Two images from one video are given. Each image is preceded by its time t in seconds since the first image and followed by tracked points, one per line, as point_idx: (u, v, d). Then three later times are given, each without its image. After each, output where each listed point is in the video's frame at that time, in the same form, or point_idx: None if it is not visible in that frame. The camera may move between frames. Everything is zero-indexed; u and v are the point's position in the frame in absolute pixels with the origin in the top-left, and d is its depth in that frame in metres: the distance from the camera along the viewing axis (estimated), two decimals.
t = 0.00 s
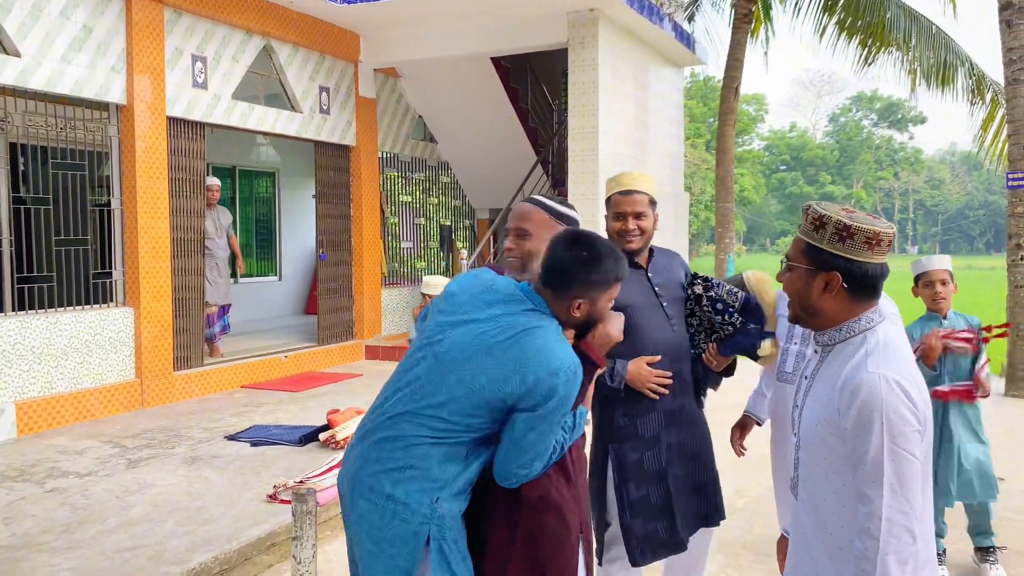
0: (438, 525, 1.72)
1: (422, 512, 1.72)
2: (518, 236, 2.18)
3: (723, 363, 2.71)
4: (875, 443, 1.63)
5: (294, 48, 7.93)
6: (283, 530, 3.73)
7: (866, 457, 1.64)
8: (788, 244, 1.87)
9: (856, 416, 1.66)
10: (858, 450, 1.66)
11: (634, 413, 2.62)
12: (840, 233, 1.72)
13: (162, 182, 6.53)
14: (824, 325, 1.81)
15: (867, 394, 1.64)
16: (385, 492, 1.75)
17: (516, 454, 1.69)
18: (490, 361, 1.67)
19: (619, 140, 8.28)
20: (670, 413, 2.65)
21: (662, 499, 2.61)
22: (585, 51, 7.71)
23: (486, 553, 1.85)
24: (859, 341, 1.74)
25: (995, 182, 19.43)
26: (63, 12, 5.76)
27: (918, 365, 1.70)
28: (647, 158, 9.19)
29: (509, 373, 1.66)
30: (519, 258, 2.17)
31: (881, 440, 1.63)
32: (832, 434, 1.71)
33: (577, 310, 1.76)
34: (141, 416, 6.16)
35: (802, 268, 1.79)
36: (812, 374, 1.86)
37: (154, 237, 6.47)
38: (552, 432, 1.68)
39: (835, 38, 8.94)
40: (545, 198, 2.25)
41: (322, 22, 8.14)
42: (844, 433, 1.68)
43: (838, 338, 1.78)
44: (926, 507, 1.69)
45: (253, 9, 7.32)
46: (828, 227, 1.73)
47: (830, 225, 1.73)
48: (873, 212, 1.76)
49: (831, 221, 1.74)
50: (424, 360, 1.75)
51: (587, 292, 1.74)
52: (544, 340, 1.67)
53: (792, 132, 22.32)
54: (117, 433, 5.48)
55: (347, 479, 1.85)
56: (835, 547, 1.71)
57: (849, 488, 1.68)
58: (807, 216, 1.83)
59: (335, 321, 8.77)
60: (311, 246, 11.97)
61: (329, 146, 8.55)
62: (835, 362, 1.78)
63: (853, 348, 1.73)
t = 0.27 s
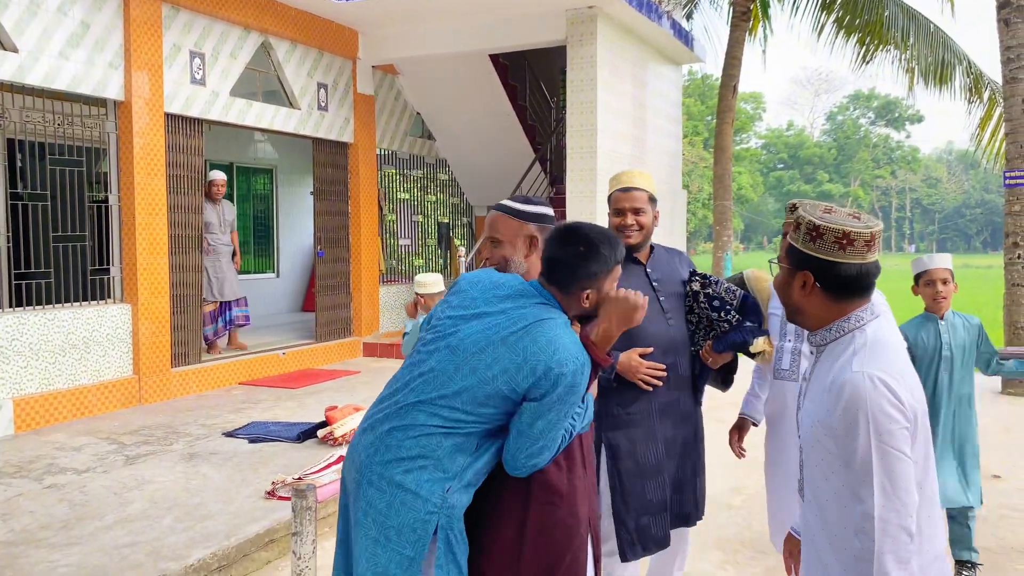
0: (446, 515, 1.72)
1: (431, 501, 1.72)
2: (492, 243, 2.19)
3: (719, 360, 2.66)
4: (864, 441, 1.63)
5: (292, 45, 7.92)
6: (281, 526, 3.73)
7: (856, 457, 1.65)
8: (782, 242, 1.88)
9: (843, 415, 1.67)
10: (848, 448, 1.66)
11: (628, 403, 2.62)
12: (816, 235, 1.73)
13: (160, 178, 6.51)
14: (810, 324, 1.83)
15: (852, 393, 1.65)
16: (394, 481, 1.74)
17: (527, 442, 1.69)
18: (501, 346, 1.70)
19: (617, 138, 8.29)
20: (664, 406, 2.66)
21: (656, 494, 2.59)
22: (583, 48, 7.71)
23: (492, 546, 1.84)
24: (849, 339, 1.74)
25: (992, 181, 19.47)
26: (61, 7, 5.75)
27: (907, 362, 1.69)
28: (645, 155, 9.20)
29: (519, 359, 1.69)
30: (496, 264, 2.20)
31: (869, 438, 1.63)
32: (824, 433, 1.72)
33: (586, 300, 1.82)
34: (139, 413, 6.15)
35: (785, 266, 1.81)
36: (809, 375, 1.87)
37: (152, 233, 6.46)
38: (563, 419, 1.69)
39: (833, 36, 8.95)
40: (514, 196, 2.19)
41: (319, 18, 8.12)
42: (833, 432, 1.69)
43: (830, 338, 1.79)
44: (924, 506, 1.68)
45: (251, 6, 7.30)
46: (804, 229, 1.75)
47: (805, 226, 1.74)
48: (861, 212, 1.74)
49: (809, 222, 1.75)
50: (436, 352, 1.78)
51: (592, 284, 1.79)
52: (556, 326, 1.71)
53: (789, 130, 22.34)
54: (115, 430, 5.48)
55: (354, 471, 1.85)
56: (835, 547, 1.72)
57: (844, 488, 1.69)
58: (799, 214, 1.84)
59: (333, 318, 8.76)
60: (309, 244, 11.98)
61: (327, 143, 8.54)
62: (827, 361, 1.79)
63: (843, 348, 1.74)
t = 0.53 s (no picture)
0: (432, 504, 1.75)
1: (418, 490, 1.75)
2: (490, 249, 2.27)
3: (707, 361, 2.67)
4: (846, 434, 1.63)
5: (290, 43, 7.91)
6: (278, 525, 3.73)
7: (838, 449, 1.64)
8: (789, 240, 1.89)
9: (827, 409, 1.66)
10: (830, 441, 1.66)
11: (620, 393, 2.67)
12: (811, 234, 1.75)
13: (157, 176, 6.50)
14: (808, 323, 1.83)
15: (835, 386, 1.65)
16: (383, 472, 1.77)
17: (503, 422, 1.70)
18: (467, 330, 1.75)
19: (615, 136, 8.30)
20: (655, 399, 2.68)
21: (647, 483, 2.62)
22: (581, 47, 7.71)
23: (491, 535, 1.87)
24: (844, 336, 1.74)
25: (989, 181, 19.51)
26: (58, 5, 5.73)
27: (899, 359, 1.67)
28: (642, 154, 9.21)
29: (486, 339, 1.73)
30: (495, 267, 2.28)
31: (849, 431, 1.62)
32: (810, 428, 1.71)
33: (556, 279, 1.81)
34: (136, 411, 6.15)
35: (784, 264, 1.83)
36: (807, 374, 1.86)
37: (149, 231, 6.46)
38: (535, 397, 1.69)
39: (831, 36, 8.96)
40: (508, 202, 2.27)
41: (317, 17, 8.12)
42: (818, 426, 1.68)
43: (827, 335, 1.78)
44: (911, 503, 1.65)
45: (248, 4, 7.30)
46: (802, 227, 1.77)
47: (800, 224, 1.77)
48: (865, 216, 1.74)
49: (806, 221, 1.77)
50: (413, 344, 1.83)
51: (554, 257, 1.80)
52: (517, 305, 1.75)
53: (787, 129, 22.36)
54: (112, 428, 5.48)
55: (349, 468, 1.89)
56: (819, 542, 1.70)
57: (826, 480, 1.68)
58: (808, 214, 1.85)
59: (331, 317, 8.76)
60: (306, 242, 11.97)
61: (324, 141, 8.54)
62: (822, 359, 1.78)
63: (838, 345, 1.73)
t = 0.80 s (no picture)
0: (418, 493, 1.85)
1: (407, 480, 1.85)
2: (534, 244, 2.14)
3: (694, 354, 2.69)
4: (846, 421, 1.65)
5: (287, 43, 7.91)
6: (277, 525, 3.74)
7: (839, 437, 1.67)
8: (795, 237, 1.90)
9: (830, 397, 1.69)
10: (832, 428, 1.69)
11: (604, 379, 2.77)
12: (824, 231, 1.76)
13: (156, 176, 6.50)
14: (818, 318, 1.84)
15: (838, 374, 1.68)
16: (377, 465, 1.89)
17: (453, 386, 1.79)
18: (420, 318, 1.88)
19: (613, 137, 8.30)
20: (638, 389, 2.76)
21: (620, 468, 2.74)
22: (579, 48, 7.72)
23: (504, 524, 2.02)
24: (851, 329, 1.76)
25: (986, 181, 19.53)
26: (56, 5, 5.73)
27: (904, 351, 1.70)
28: (640, 154, 9.22)
29: (431, 314, 1.86)
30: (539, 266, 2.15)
31: (851, 419, 1.65)
32: (814, 417, 1.74)
33: (486, 234, 1.96)
34: (134, 411, 6.15)
35: (796, 263, 1.83)
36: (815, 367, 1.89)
37: (148, 232, 6.46)
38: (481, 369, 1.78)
39: (828, 36, 8.97)
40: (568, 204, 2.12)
41: (315, 17, 8.12)
42: (822, 415, 1.71)
43: (835, 330, 1.80)
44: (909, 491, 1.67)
45: (246, 4, 7.29)
46: (812, 224, 1.78)
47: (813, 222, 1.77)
48: (872, 211, 1.76)
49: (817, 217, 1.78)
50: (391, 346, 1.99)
51: (477, 216, 1.95)
52: (456, 283, 1.88)
53: (784, 129, 22.37)
54: (110, 429, 5.47)
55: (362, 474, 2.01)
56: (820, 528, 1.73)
57: (826, 467, 1.71)
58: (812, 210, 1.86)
59: (329, 317, 8.75)
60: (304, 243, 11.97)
61: (322, 142, 8.54)
62: (829, 351, 1.81)
63: (845, 337, 1.76)
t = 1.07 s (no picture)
0: (422, 473, 1.91)
1: (412, 461, 1.93)
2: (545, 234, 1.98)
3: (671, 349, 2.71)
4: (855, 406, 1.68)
5: (287, 45, 7.92)
6: (278, 526, 3.74)
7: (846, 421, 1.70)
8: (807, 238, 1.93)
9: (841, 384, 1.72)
10: (844, 414, 1.72)
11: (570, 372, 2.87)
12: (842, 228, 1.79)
13: (155, 178, 6.50)
14: (832, 312, 1.88)
15: (848, 360, 1.72)
16: (385, 455, 1.99)
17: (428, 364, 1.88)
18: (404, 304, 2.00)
19: (611, 138, 8.31)
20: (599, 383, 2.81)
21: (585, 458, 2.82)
22: (577, 49, 7.73)
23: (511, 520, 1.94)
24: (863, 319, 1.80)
25: (984, 181, 19.54)
26: (55, 7, 5.73)
27: (915, 339, 1.72)
28: (639, 155, 9.23)
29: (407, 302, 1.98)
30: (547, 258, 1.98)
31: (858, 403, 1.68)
32: (828, 403, 1.78)
33: (487, 223, 1.99)
34: (134, 413, 6.15)
35: (812, 259, 1.86)
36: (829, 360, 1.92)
37: (148, 234, 6.46)
38: (439, 324, 1.88)
39: (827, 37, 8.99)
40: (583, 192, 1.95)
41: (314, 18, 8.12)
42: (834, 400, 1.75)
43: (850, 323, 1.84)
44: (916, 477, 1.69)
45: (246, 6, 7.30)
46: (829, 222, 1.80)
47: (832, 220, 1.80)
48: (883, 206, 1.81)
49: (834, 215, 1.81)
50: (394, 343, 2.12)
51: (475, 208, 1.99)
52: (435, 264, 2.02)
53: (783, 130, 22.39)
54: (110, 430, 5.47)
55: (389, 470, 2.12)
56: (831, 513, 1.75)
57: (836, 452, 1.74)
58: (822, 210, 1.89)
59: (328, 319, 8.75)
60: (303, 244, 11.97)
61: (322, 143, 8.54)
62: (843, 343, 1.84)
63: (858, 325, 1.79)
